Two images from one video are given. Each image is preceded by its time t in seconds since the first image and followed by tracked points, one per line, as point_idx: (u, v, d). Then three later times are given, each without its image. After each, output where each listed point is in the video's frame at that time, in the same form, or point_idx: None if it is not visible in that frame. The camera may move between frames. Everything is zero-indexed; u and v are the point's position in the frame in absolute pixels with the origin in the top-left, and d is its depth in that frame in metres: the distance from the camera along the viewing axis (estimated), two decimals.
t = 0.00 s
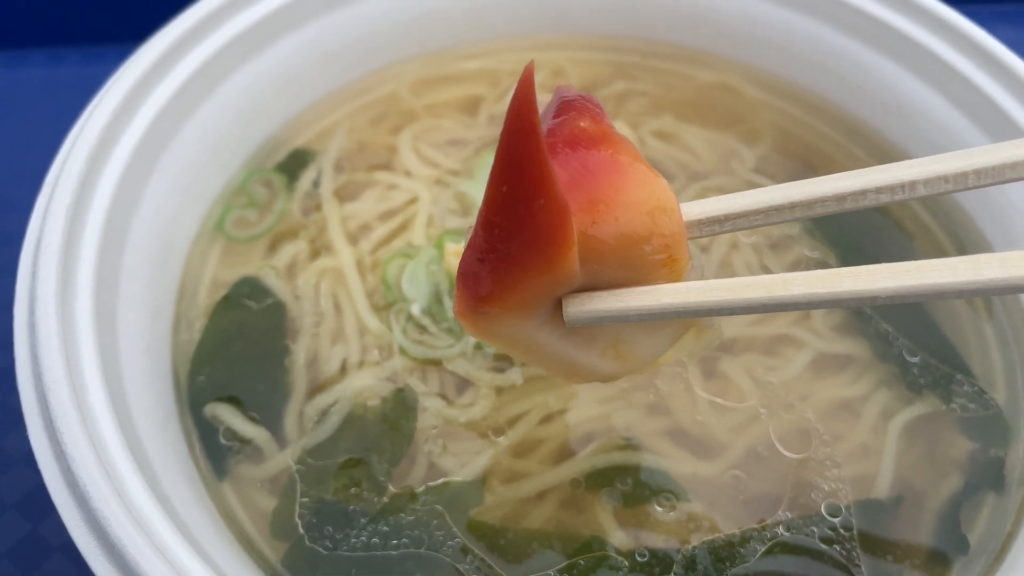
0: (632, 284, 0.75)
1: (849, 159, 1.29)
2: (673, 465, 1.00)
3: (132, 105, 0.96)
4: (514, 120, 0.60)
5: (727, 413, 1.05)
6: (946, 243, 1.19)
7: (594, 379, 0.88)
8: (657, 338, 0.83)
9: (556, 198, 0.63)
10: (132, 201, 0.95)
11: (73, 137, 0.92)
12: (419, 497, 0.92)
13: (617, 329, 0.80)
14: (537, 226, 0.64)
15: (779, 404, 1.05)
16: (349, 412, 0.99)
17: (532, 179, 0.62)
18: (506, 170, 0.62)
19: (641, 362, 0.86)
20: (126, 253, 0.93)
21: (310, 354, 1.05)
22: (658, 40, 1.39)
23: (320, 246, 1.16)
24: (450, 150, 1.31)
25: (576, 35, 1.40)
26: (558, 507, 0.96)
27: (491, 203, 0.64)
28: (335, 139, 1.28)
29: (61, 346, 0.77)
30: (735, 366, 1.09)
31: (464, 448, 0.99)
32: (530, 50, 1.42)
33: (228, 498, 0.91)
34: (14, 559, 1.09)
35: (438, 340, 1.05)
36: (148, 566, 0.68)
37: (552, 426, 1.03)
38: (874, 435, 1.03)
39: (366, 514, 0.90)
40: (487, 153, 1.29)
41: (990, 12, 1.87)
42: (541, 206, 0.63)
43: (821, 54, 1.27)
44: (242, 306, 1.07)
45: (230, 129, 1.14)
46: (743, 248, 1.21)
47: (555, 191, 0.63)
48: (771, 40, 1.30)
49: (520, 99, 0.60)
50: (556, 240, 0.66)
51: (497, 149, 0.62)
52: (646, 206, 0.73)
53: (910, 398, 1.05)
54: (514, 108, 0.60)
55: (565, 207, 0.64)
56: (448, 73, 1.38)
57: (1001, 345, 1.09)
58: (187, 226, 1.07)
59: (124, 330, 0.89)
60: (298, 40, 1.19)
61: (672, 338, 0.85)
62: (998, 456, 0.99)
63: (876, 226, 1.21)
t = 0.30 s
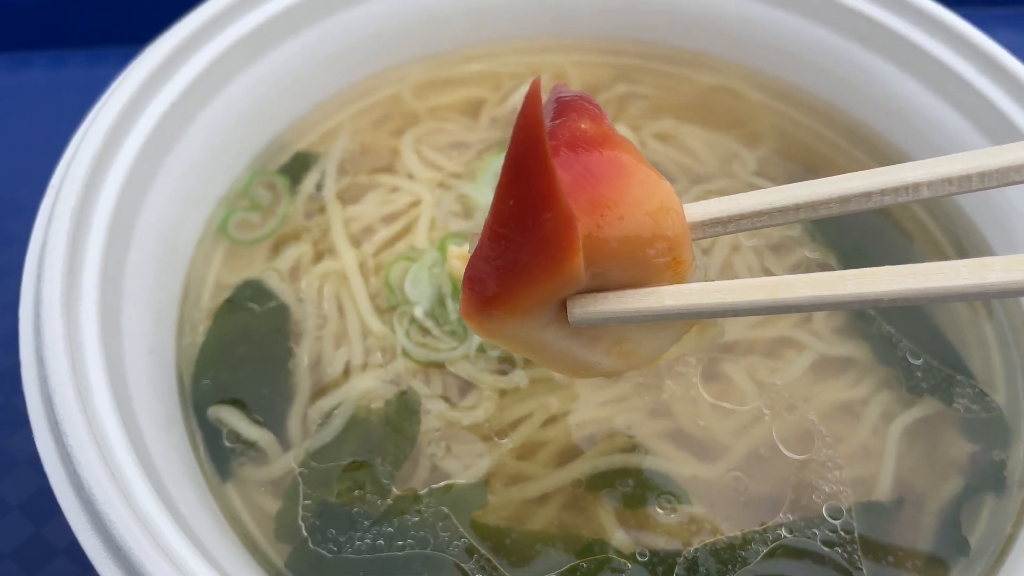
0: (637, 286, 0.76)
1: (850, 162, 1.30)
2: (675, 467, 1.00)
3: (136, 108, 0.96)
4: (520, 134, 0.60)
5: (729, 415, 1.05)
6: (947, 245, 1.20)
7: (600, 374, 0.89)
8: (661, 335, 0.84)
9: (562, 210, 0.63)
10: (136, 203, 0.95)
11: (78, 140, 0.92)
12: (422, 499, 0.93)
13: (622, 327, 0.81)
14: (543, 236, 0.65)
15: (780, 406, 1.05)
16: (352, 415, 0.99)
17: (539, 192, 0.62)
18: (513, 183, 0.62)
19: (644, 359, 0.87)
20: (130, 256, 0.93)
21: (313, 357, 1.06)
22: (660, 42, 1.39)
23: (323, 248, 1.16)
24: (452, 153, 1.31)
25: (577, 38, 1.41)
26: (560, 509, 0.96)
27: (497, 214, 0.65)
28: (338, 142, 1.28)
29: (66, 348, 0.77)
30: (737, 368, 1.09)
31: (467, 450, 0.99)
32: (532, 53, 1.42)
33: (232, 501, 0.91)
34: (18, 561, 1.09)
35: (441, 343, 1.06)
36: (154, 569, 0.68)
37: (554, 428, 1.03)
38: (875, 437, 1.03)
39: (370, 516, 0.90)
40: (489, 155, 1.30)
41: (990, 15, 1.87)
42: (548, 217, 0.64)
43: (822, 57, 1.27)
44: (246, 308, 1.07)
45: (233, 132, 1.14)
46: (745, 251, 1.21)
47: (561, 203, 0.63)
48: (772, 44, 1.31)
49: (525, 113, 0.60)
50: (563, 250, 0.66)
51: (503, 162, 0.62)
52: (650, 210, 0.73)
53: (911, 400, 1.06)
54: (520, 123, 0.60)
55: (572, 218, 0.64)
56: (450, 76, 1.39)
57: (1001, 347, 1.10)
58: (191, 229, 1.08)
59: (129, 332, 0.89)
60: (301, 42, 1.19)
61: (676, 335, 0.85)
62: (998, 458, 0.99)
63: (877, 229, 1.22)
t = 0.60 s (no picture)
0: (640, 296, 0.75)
1: (852, 164, 1.30)
2: (678, 472, 1.00)
3: (137, 112, 0.96)
4: (521, 179, 0.62)
5: (732, 418, 1.05)
6: (950, 249, 1.19)
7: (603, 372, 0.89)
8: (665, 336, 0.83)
9: (565, 243, 0.65)
10: (137, 207, 0.95)
11: (79, 144, 0.92)
12: (425, 504, 0.92)
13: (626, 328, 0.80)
14: (547, 271, 0.67)
15: (783, 411, 1.05)
16: (354, 419, 0.99)
17: (542, 230, 0.64)
18: (517, 226, 0.65)
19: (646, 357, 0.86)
20: (132, 259, 0.93)
21: (315, 361, 1.05)
22: (662, 45, 1.39)
23: (325, 252, 1.16)
24: (454, 155, 1.31)
25: (579, 41, 1.40)
26: (563, 514, 0.96)
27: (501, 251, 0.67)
28: (340, 145, 1.28)
29: (68, 353, 0.77)
30: (740, 372, 1.09)
31: (470, 455, 0.99)
32: (534, 56, 1.42)
33: (234, 506, 0.91)
34: (19, 565, 1.09)
35: (444, 347, 1.06)
36: None
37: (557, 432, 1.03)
38: (878, 441, 1.03)
39: (371, 521, 0.90)
40: (491, 158, 1.29)
41: (992, 17, 1.87)
42: (553, 254, 0.66)
43: (824, 59, 1.27)
44: (247, 312, 1.07)
45: (235, 136, 1.14)
46: (747, 254, 1.21)
47: (564, 239, 0.65)
48: (774, 46, 1.31)
49: (527, 160, 0.62)
50: (565, 279, 0.68)
51: (506, 206, 0.64)
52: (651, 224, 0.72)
53: (914, 405, 1.05)
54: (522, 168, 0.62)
55: (574, 253, 0.66)
56: (451, 79, 1.39)
57: (1005, 352, 1.09)
58: (193, 233, 1.07)
59: (131, 337, 0.89)
60: (302, 45, 1.19)
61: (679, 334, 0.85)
62: (1001, 463, 0.99)
63: (881, 232, 1.21)
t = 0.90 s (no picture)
0: (640, 300, 0.75)
1: (851, 162, 1.30)
2: (676, 469, 1.00)
3: (136, 110, 0.96)
4: (523, 204, 0.62)
5: (731, 415, 1.05)
6: (949, 246, 1.20)
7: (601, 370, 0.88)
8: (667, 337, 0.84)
9: (566, 263, 0.66)
10: (136, 205, 0.95)
11: (77, 143, 0.92)
12: (424, 502, 0.93)
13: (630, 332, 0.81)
14: (549, 288, 0.67)
15: (782, 408, 1.05)
16: (353, 417, 0.99)
17: (544, 252, 0.64)
18: (519, 248, 0.64)
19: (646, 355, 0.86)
20: (131, 257, 0.93)
21: (314, 359, 1.05)
22: (661, 43, 1.39)
23: (324, 250, 1.16)
24: (453, 153, 1.31)
25: (578, 39, 1.40)
26: (561, 512, 0.96)
27: (503, 271, 0.67)
28: (339, 143, 1.28)
29: (67, 351, 0.77)
30: (739, 369, 1.09)
31: (468, 452, 0.99)
32: (533, 54, 1.42)
33: (233, 503, 0.91)
34: (18, 563, 1.09)
35: (442, 345, 1.06)
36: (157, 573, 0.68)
37: (555, 430, 1.03)
38: (877, 438, 1.03)
39: (371, 518, 0.90)
40: (490, 156, 1.29)
41: (992, 15, 1.87)
42: (555, 271, 0.66)
43: (823, 57, 1.27)
44: (246, 310, 1.07)
45: (234, 135, 1.14)
46: (746, 251, 1.21)
47: (565, 257, 0.65)
48: (773, 44, 1.30)
49: (528, 187, 0.61)
50: (566, 294, 0.68)
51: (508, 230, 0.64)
52: (650, 230, 0.70)
53: (913, 402, 1.05)
54: (523, 193, 0.62)
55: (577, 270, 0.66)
56: (450, 77, 1.39)
57: (1003, 349, 1.09)
58: (192, 232, 1.07)
59: (130, 334, 0.89)
60: (302, 43, 1.19)
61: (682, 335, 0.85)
62: (999, 460, 0.99)
63: (881, 229, 1.21)
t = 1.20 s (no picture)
0: (656, 310, 0.75)
1: (849, 161, 1.31)
2: (675, 465, 1.01)
3: (137, 108, 0.97)
4: (548, 262, 0.64)
5: (729, 412, 1.05)
6: (946, 244, 1.20)
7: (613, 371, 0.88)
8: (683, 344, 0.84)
9: (590, 299, 0.67)
10: (137, 203, 0.96)
11: (79, 141, 0.92)
12: (424, 497, 0.93)
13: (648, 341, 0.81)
14: (572, 319, 0.69)
15: (780, 404, 1.06)
16: (354, 413, 1.00)
17: (567, 291, 0.66)
18: (542, 286, 0.66)
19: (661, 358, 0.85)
20: (132, 255, 0.93)
21: (315, 355, 1.06)
22: (660, 42, 1.39)
23: (325, 248, 1.17)
24: (453, 152, 1.32)
25: (577, 37, 1.41)
26: (561, 507, 0.97)
27: (526, 310, 0.70)
28: (339, 141, 1.29)
29: (69, 346, 0.77)
30: (738, 366, 1.09)
31: (468, 448, 1.00)
32: (533, 53, 1.43)
33: (234, 498, 0.92)
34: (19, 559, 1.09)
35: (442, 341, 1.06)
36: (159, 567, 0.69)
37: (555, 426, 1.04)
38: (874, 434, 1.04)
39: (371, 514, 0.91)
40: (490, 154, 1.30)
41: (990, 14, 1.88)
42: (577, 306, 0.68)
43: (821, 56, 1.27)
44: (247, 307, 1.07)
45: (235, 134, 1.14)
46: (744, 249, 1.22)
47: (587, 293, 0.67)
48: (772, 43, 1.31)
49: (552, 248, 0.63)
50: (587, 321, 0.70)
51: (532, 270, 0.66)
52: (668, 246, 0.69)
53: (912, 399, 1.06)
54: (547, 251, 0.63)
55: (601, 307, 0.69)
56: (450, 76, 1.39)
57: (1000, 345, 1.10)
58: (194, 230, 1.08)
59: (131, 331, 0.90)
60: (303, 42, 1.19)
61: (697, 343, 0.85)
62: (995, 456, 1.00)
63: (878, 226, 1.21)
